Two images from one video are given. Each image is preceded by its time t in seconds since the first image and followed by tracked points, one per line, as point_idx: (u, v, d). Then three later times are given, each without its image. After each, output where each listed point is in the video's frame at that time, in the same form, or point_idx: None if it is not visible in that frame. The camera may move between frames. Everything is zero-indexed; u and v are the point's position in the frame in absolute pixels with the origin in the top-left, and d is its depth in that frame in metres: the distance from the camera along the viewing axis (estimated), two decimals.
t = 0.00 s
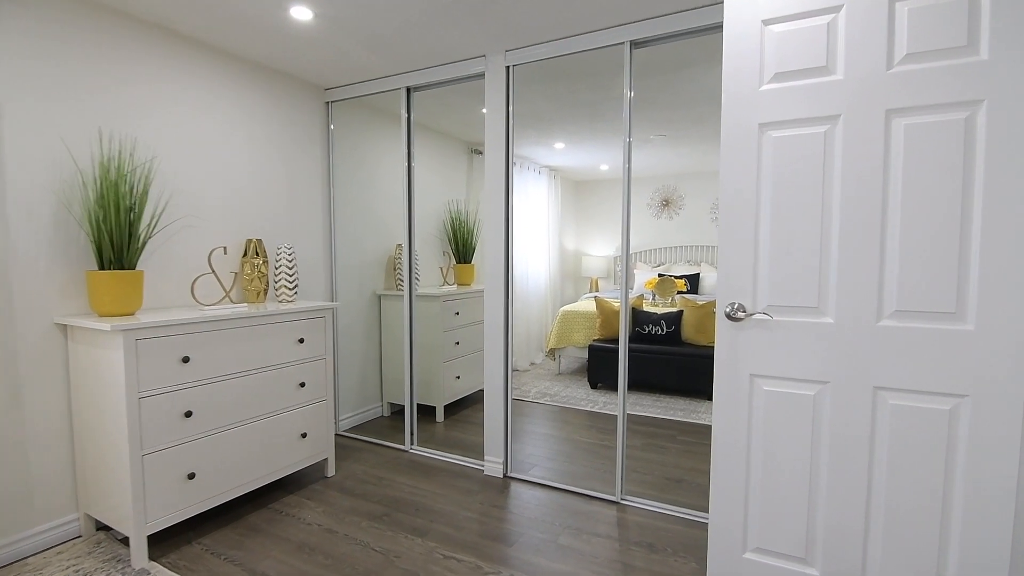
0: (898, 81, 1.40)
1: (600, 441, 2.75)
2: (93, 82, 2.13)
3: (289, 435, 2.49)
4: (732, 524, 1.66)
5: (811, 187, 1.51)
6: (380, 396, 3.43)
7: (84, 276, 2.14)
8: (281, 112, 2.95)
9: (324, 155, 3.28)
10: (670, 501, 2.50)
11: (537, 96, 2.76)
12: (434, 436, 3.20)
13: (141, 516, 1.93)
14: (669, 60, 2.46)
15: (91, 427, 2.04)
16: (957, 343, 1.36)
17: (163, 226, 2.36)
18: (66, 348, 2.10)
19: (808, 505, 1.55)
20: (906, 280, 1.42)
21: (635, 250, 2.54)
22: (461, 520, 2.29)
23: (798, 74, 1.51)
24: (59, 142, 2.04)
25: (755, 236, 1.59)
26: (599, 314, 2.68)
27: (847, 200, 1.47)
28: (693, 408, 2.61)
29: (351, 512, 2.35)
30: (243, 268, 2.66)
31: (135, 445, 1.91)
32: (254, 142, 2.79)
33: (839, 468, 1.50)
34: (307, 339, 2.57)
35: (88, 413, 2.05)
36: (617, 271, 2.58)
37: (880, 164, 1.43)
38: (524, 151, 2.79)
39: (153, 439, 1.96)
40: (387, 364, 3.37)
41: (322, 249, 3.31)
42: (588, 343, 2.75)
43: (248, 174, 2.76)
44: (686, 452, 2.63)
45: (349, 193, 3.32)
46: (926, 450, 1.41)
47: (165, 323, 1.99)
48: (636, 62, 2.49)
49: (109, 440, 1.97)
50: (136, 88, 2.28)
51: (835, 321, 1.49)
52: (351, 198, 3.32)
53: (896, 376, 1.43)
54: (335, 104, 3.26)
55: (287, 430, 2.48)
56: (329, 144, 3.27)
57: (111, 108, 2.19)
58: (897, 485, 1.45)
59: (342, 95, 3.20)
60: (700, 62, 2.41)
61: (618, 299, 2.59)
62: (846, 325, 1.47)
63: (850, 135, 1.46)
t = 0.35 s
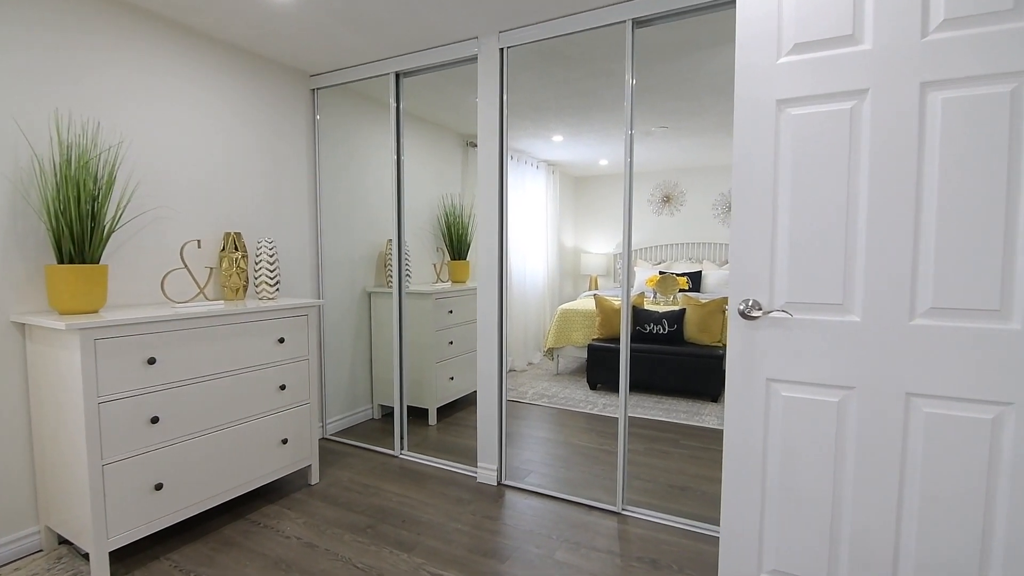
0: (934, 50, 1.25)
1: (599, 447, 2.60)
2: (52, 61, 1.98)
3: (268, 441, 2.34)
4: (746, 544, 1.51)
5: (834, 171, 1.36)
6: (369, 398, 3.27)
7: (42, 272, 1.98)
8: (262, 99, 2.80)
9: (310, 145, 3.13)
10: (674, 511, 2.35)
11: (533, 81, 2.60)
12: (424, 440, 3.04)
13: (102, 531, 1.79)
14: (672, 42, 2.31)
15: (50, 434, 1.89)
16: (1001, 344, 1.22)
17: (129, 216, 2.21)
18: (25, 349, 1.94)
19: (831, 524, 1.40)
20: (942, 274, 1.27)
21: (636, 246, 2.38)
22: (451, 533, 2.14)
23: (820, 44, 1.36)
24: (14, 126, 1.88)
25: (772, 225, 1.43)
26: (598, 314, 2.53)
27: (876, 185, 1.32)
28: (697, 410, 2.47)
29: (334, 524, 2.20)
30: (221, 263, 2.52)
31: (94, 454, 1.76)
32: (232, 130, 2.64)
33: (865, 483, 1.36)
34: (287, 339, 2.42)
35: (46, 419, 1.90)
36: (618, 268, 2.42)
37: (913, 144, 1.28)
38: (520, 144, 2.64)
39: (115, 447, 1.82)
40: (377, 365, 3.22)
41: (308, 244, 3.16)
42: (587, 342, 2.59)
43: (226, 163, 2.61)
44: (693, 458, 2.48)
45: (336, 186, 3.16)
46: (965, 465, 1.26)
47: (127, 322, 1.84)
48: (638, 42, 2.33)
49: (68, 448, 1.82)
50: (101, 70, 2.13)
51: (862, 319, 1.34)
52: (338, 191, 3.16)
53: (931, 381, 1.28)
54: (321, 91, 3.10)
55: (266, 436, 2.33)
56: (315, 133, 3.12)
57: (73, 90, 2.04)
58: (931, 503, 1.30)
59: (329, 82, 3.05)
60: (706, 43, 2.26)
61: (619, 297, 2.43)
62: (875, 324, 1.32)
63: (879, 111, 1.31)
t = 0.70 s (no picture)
0: (999, 25, 1.10)
1: (611, 459, 2.45)
2: (32, 50, 1.87)
3: (260, 452, 2.22)
4: None
5: (883, 165, 1.21)
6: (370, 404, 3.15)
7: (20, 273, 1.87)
8: (258, 91, 2.69)
9: (309, 140, 3.01)
10: (692, 530, 2.20)
11: (540, 72, 2.46)
12: (426, 449, 2.91)
13: (79, 549, 1.68)
14: (689, 29, 2.17)
15: (26, 445, 1.78)
16: None
17: (113, 213, 2.10)
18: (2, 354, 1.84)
19: (876, 557, 1.26)
20: (1009, 279, 1.12)
21: (650, 245, 2.22)
22: (453, 552, 2.01)
23: (866, 18, 1.21)
24: None
25: (808, 222, 1.29)
26: (610, 314, 2.37)
27: (929, 178, 1.17)
28: (714, 416, 2.34)
29: (329, 540, 2.07)
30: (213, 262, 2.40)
31: (70, 467, 1.65)
32: (226, 124, 2.53)
33: (915, 516, 1.21)
34: (281, 343, 2.29)
35: (23, 429, 1.79)
36: (630, 268, 2.27)
37: (976, 132, 1.13)
38: (528, 141, 2.49)
39: (93, 460, 1.70)
40: (379, 370, 3.09)
41: (308, 243, 3.05)
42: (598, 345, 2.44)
43: (219, 159, 2.50)
44: (710, 470, 2.34)
45: (336, 183, 3.04)
46: None
47: (106, 327, 1.72)
48: (655, 25, 2.16)
49: (44, 461, 1.71)
50: (85, 60, 2.02)
51: (913, 329, 1.19)
52: (338, 188, 3.04)
53: (993, 400, 1.13)
54: (321, 84, 2.99)
55: (258, 446, 2.20)
56: (315, 128, 3.01)
57: (54, 80, 1.94)
58: (993, 537, 1.15)
59: (329, 74, 2.93)
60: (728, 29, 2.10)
61: (632, 299, 2.27)
62: (928, 335, 1.18)
63: (935, 93, 1.16)
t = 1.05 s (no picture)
0: None
1: (630, 467, 2.33)
2: (32, 40, 1.82)
3: (265, 455, 2.14)
4: None
5: (942, 150, 1.11)
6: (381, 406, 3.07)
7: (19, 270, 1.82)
8: (266, 85, 2.62)
9: (319, 135, 2.94)
10: (717, 545, 2.07)
11: (556, 60, 2.34)
12: (438, 453, 2.82)
13: (74, 556, 1.61)
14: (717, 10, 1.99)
15: (25, 446, 1.73)
16: None
17: (115, 208, 2.04)
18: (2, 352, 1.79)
19: None
20: None
21: (674, 244, 2.08)
22: (462, 564, 1.91)
23: None
24: None
25: (858, 216, 1.19)
26: (629, 315, 2.25)
27: (1000, 163, 1.07)
28: (738, 421, 2.22)
29: (334, 549, 1.99)
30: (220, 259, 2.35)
31: (65, 470, 1.59)
32: (232, 118, 2.46)
33: (979, 537, 1.11)
34: (287, 343, 2.21)
35: (21, 430, 1.74)
36: (650, 267, 2.16)
37: None
38: (545, 136, 2.38)
39: (89, 463, 1.64)
40: (390, 371, 3.00)
41: (318, 240, 2.98)
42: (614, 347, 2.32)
43: (225, 154, 2.43)
44: (734, 480, 2.21)
45: (347, 179, 2.97)
46: None
47: (102, 325, 1.66)
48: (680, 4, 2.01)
49: (40, 463, 1.66)
50: (87, 51, 1.96)
51: (978, 333, 1.09)
52: (349, 184, 2.97)
53: None
54: (331, 77, 2.92)
55: (263, 450, 2.13)
56: (325, 123, 2.93)
57: (55, 72, 1.89)
58: None
59: (339, 66, 2.85)
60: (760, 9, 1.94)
61: (653, 299, 2.15)
62: (997, 339, 1.07)
63: (1008, 62, 1.04)
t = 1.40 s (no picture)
0: None
1: (656, 476, 2.19)
2: (45, 33, 1.82)
3: (277, 454, 2.09)
4: None
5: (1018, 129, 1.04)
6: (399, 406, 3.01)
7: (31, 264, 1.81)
8: (283, 77, 2.58)
9: (338, 129, 2.90)
10: (750, 564, 1.91)
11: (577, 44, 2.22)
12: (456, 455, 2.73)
13: (80, 554, 1.59)
14: None
15: (35, 441, 1.72)
16: None
17: (128, 200, 2.02)
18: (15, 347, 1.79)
19: None
20: None
21: (705, 243, 1.94)
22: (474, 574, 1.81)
23: None
24: None
25: (920, 202, 1.13)
26: (657, 314, 2.09)
27: None
28: (775, 428, 2.01)
29: (344, 553, 1.92)
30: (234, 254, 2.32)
31: (68, 468, 1.56)
32: (248, 111, 2.43)
33: None
34: (299, 340, 2.16)
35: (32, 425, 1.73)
36: (681, 265, 1.99)
37: None
38: (565, 125, 2.26)
39: (96, 460, 1.61)
40: (408, 370, 2.94)
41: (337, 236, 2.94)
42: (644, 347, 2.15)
43: (240, 147, 2.40)
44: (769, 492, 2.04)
45: (365, 173, 2.91)
46: None
47: (107, 320, 1.62)
48: None
49: (48, 459, 1.64)
50: (100, 43, 1.95)
51: None
52: (367, 179, 2.91)
53: None
54: (349, 70, 2.87)
55: (274, 449, 2.08)
56: (343, 116, 2.89)
57: (69, 65, 1.88)
58: None
59: (358, 58, 2.80)
60: None
61: (683, 298, 2.00)
62: None
63: None
